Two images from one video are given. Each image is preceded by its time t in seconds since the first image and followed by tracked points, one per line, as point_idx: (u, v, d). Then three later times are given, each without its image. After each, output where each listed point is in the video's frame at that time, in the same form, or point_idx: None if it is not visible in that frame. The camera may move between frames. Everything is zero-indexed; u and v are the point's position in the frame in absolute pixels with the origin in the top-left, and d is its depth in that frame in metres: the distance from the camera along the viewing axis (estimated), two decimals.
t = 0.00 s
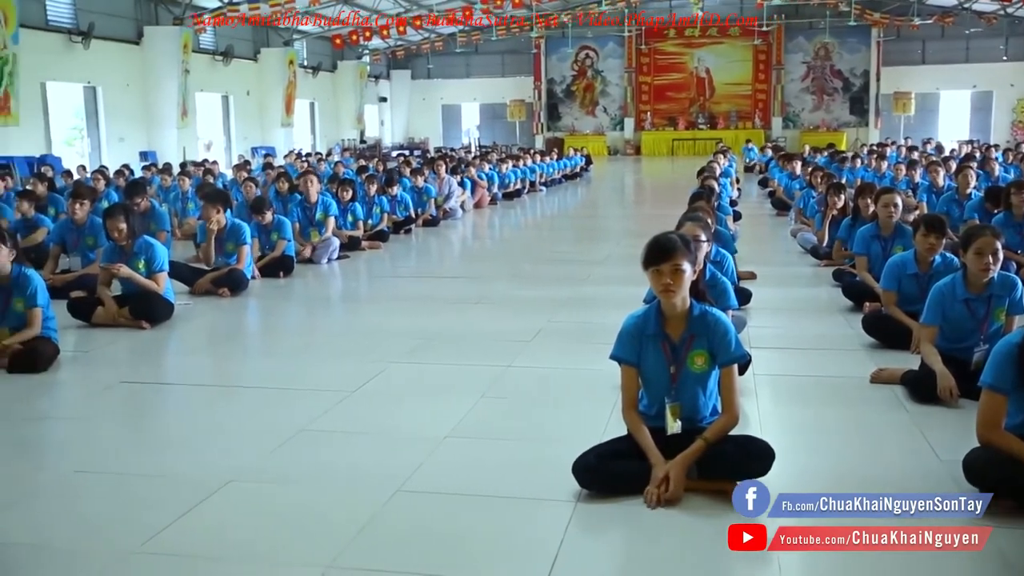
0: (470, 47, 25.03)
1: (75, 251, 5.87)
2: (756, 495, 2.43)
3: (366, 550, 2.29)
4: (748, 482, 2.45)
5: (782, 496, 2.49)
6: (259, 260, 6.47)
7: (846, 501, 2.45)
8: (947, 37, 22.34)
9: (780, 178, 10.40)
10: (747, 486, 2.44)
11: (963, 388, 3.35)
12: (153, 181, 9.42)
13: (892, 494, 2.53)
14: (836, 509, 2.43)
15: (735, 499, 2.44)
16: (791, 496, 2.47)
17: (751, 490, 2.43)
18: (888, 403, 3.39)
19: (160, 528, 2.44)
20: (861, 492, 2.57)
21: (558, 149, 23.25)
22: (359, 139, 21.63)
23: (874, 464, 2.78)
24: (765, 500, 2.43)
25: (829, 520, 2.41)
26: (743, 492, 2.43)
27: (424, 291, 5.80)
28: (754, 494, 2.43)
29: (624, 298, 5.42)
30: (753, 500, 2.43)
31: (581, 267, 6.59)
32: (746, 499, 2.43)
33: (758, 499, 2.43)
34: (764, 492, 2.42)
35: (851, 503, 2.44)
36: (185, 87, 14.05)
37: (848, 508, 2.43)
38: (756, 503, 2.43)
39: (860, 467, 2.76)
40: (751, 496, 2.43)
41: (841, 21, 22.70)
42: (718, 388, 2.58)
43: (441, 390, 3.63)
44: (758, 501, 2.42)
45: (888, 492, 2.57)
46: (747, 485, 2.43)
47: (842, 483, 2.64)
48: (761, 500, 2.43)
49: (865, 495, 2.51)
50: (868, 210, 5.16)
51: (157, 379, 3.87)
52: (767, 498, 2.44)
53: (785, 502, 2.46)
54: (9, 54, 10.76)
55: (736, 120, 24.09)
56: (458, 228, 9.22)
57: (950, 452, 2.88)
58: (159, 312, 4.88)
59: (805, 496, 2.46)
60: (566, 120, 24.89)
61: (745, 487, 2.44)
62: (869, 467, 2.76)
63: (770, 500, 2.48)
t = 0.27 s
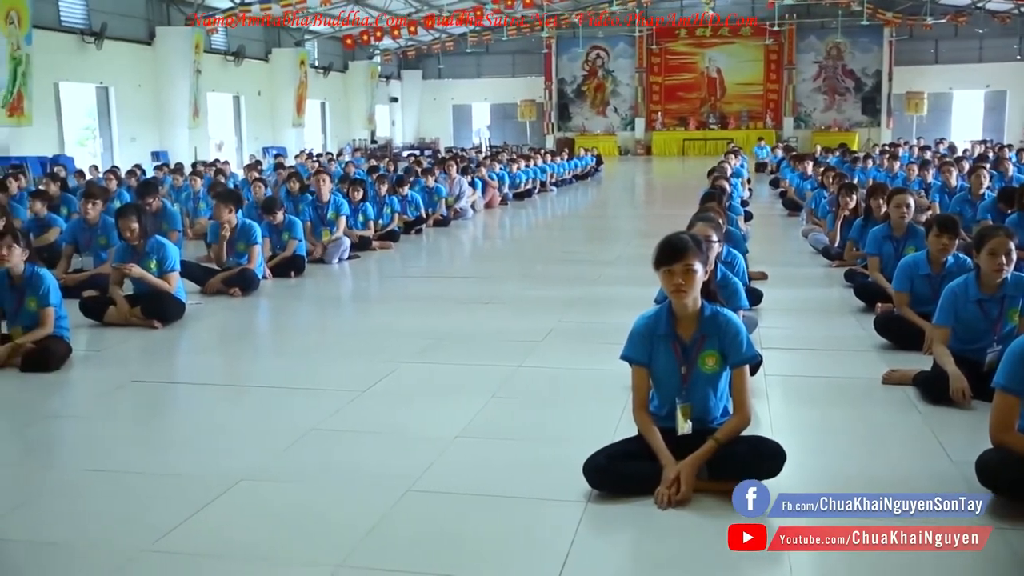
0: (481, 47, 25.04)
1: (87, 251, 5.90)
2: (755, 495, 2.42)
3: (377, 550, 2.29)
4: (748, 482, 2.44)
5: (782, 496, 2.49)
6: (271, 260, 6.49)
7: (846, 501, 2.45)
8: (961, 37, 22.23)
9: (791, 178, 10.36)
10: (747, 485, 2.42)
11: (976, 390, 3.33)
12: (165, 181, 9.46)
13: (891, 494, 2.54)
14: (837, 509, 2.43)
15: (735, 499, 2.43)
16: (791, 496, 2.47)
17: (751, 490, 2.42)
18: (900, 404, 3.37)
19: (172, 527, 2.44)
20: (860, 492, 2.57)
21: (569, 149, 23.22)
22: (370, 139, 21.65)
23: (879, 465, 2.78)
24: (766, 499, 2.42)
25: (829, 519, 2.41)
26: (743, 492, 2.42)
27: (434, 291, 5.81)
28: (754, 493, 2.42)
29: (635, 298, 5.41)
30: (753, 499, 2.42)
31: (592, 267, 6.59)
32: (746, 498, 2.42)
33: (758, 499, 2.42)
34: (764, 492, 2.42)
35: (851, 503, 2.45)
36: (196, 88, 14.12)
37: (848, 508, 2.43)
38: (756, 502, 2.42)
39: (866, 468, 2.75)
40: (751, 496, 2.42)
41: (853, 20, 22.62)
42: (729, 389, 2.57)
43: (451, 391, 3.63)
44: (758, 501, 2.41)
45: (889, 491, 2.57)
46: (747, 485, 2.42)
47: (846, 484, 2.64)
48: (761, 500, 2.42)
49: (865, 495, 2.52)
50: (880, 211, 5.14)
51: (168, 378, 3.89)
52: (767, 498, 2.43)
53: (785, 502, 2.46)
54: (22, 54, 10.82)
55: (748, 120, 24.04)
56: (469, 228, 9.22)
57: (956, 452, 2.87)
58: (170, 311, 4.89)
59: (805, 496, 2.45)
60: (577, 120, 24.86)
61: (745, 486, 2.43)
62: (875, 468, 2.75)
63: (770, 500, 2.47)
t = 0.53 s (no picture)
0: (491, 47, 25.03)
1: (99, 251, 5.93)
2: (755, 495, 2.42)
3: (388, 550, 2.29)
4: (749, 482, 2.44)
5: (782, 496, 2.49)
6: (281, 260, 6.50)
7: (847, 501, 2.45)
8: (974, 37, 22.12)
9: (803, 178, 10.32)
10: (747, 486, 2.42)
11: (989, 391, 3.31)
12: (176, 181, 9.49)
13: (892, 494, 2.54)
14: (836, 509, 2.43)
15: (735, 500, 2.43)
16: (791, 496, 2.47)
17: (751, 490, 2.42)
18: (910, 405, 3.36)
19: (184, 526, 2.45)
20: (860, 492, 2.58)
21: (580, 149, 23.20)
22: (380, 139, 21.67)
23: (883, 466, 2.77)
24: (765, 499, 2.42)
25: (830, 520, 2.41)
26: (743, 492, 2.42)
27: (445, 292, 5.81)
28: (753, 494, 2.42)
29: (646, 299, 5.40)
30: (753, 499, 2.42)
31: (603, 267, 6.58)
32: (746, 499, 2.42)
33: (759, 499, 2.42)
34: (764, 492, 2.41)
35: (852, 503, 2.45)
36: (207, 88, 14.18)
37: (849, 508, 2.43)
38: (756, 502, 2.42)
39: (871, 468, 2.75)
40: (751, 496, 2.42)
41: (865, 20, 22.54)
42: (740, 389, 2.57)
43: (462, 391, 3.64)
44: (758, 501, 2.41)
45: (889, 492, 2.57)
46: (747, 485, 2.42)
47: (849, 484, 2.64)
48: (761, 500, 2.42)
49: (865, 495, 2.52)
50: (891, 211, 5.12)
51: (179, 378, 3.90)
52: (767, 498, 2.43)
53: (784, 502, 2.46)
54: (34, 54, 10.87)
55: (758, 120, 23.98)
56: (479, 228, 9.22)
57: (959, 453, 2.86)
58: (182, 311, 4.91)
59: (805, 497, 2.45)
60: (587, 121, 24.83)
61: (746, 487, 2.42)
62: (881, 469, 2.75)
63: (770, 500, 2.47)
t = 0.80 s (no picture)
0: (505, 47, 25.05)
1: (114, 251, 5.96)
2: (755, 495, 2.41)
3: (401, 550, 2.30)
4: (749, 482, 2.42)
5: (782, 495, 2.47)
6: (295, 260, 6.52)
7: (846, 501, 2.45)
8: (990, 36, 21.98)
9: (817, 178, 10.28)
10: (747, 486, 2.41)
11: (1005, 393, 3.29)
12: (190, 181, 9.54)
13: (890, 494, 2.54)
14: (837, 509, 2.42)
15: (735, 500, 2.42)
16: (791, 496, 2.46)
17: (751, 490, 2.41)
18: (922, 406, 3.35)
19: (198, 525, 2.46)
20: (859, 491, 2.58)
21: (593, 149, 23.19)
22: (393, 140, 21.72)
23: (887, 467, 2.76)
24: (765, 500, 2.40)
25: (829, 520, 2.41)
26: (743, 492, 2.41)
27: (458, 292, 5.81)
28: (754, 494, 2.41)
29: (659, 299, 5.40)
30: (753, 500, 2.41)
31: (616, 268, 6.57)
32: (746, 499, 2.41)
33: (758, 499, 2.41)
34: (764, 492, 2.40)
35: (852, 503, 2.44)
36: (222, 89, 14.27)
37: (848, 508, 2.43)
38: (756, 503, 2.41)
39: (874, 469, 2.75)
40: (751, 496, 2.41)
41: (880, 20, 22.44)
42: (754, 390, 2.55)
43: (475, 391, 3.64)
44: (758, 501, 2.40)
45: (889, 492, 2.57)
46: (747, 485, 2.41)
47: (851, 484, 2.64)
48: (761, 500, 2.41)
49: (865, 495, 2.52)
50: (905, 211, 5.09)
51: (193, 377, 3.92)
52: (767, 497, 2.42)
53: (785, 502, 2.45)
54: (50, 56, 10.96)
55: (772, 120, 23.91)
56: (492, 229, 9.22)
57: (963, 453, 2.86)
58: (196, 310, 4.92)
59: (805, 496, 2.44)
60: (601, 121, 24.82)
61: (746, 486, 2.41)
62: (886, 470, 2.74)
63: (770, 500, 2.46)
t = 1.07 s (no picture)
0: (517, 47, 25.03)
1: (128, 251, 5.99)
2: (755, 496, 2.39)
3: (413, 550, 2.29)
4: (748, 482, 2.41)
5: (782, 495, 2.46)
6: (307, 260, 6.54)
7: (846, 501, 2.44)
8: (1005, 36, 21.86)
9: (831, 179, 10.25)
10: (747, 486, 2.39)
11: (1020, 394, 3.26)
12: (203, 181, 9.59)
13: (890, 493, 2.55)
14: (836, 509, 2.42)
15: (736, 500, 2.41)
16: (791, 496, 2.44)
17: (751, 490, 2.39)
18: (933, 408, 3.33)
19: (211, 524, 2.47)
20: (859, 491, 2.58)
21: (606, 149, 23.18)
22: (406, 140, 21.73)
23: (890, 467, 2.76)
24: (765, 500, 2.39)
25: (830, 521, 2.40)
26: (743, 492, 2.39)
27: (471, 292, 5.81)
28: (753, 494, 2.39)
29: (671, 300, 5.39)
30: (753, 500, 2.39)
31: (628, 268, 6.56)
32: (746, 499, 2.40)
33: (758, 499, 2.40)
34: (764, 493, 2.38)
35: (852, 504, 2.44)
36: (235, 89, 14.36)
37: (848, 507, 2.43)
38: (756, 503, 2.39)
39: (879, 470, 2.74)
40: (751, 496, 2.39)
41: (894, 20, 22.35)
42: (768, 392, 2.54)
43: (487, 391, 3.64)
44: (758, 501, 2.39)
45: (890, 492, 2.57)
46: (748, 486, 2.39)
47: (855, 484, 2.64)
48: (761, 500, 2.39)
49: (865, 495, 2.52)
50: (919, 212, 5.06)
51: (204, 377, 3.93)
52: (767, 498, 2.40)
53: (785, 502, 2.43)
54: (65, 57, 11.00)
55: (786, 121, 23.86)
56: (505, 229, 9.22)
57: (967, 453, 2.87)
58: (210, 310, 4.93)
59: (805, 496, 2.43)
60: (613, 121, 24.81)
61: (746, 487, 2.39)
62: (891, 470, 2.74)
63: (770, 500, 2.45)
